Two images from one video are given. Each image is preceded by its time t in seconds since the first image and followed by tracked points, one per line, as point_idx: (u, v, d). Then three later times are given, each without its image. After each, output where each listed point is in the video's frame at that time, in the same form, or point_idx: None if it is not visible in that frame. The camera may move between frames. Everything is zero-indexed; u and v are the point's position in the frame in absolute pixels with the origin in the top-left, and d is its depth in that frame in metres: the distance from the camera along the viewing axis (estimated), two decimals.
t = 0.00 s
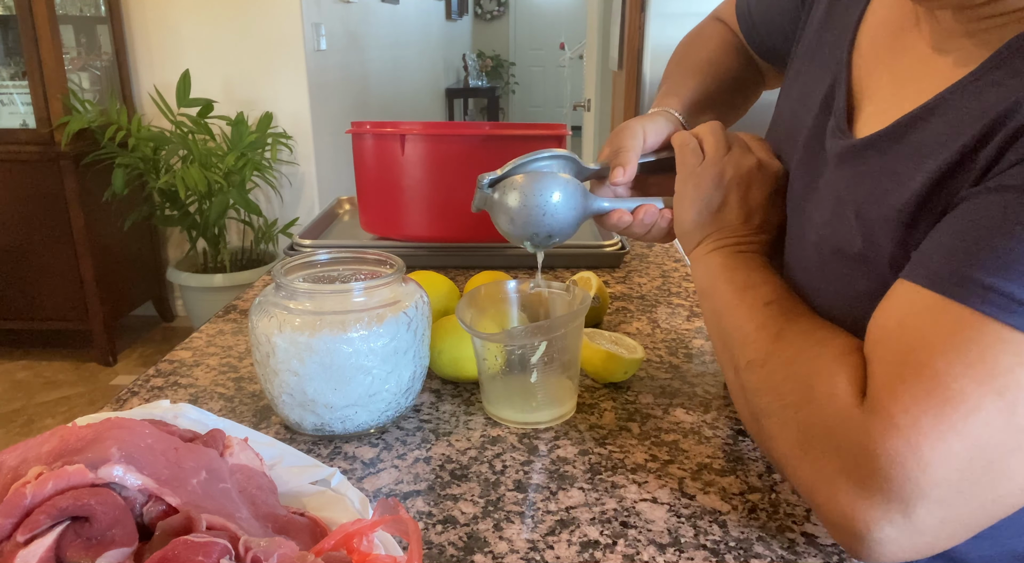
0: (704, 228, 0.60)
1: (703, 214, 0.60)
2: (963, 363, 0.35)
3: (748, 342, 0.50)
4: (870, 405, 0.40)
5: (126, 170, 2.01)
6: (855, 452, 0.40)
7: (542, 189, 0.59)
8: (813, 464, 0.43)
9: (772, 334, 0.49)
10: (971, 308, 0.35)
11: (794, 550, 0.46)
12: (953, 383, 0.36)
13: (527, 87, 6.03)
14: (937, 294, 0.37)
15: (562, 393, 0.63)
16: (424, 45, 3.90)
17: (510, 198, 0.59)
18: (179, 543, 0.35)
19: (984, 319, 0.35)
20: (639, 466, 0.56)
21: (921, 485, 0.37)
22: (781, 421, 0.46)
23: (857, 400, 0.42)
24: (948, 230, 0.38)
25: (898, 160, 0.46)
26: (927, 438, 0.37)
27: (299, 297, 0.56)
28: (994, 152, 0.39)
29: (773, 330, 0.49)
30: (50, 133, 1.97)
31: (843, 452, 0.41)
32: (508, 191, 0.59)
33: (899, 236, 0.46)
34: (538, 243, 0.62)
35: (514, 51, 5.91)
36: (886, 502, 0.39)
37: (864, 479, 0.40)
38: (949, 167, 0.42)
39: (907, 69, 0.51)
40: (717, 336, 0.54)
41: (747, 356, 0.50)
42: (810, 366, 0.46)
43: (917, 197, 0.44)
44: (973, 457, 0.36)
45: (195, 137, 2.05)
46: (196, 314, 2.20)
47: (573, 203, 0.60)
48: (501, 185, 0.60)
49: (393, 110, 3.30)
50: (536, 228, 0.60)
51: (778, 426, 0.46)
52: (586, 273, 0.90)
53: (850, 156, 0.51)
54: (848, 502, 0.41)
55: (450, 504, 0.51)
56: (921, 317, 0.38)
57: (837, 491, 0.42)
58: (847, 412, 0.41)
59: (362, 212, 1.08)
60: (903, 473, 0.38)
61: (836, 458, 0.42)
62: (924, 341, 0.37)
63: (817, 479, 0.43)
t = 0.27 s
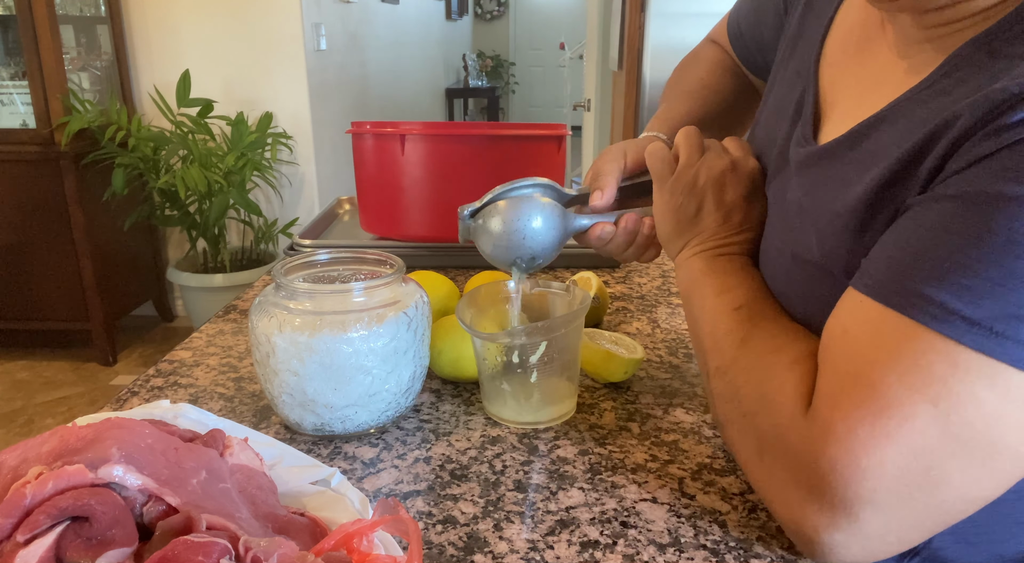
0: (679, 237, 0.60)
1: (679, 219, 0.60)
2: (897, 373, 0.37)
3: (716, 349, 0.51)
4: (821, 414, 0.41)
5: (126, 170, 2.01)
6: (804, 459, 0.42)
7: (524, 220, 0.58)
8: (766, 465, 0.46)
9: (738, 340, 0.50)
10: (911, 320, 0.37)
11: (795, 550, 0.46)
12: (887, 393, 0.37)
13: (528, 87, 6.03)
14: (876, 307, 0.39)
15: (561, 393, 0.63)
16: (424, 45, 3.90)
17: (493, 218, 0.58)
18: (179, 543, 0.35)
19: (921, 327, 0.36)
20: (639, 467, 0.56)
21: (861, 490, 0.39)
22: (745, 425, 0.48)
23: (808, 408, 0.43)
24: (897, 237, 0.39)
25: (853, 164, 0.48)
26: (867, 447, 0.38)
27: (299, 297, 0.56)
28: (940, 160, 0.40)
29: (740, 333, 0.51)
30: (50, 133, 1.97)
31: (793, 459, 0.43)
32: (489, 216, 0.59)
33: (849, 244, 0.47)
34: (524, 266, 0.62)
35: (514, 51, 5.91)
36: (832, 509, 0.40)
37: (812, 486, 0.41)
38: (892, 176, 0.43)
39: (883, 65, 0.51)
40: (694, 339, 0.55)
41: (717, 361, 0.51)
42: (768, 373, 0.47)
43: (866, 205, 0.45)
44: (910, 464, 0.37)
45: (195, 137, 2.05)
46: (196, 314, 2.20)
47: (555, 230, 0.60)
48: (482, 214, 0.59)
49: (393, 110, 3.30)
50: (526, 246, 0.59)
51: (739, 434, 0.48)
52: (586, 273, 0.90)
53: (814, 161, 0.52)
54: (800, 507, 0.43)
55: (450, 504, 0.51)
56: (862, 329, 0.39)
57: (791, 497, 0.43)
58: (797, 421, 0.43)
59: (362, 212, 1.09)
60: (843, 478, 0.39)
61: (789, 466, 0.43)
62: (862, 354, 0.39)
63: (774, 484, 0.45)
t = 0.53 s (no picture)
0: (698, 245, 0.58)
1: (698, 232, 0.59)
2: (954, 375, 0.34)
3: (741, 372, 0.49)
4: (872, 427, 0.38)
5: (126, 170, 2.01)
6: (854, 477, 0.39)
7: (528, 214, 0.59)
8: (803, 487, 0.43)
9: (767, 361, 0.48)
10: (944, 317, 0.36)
11: (794, 550, 0.46)
12: (946, 396, 0.34)
13: (527, 87, 6.03)
14: (930, 310, 0.36)
15: (562, 392, 0.63)
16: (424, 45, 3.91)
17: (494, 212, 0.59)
18: (179, 543, 0.35)
19: (979, 326, 0.34)
20: (639, 466, 0.56)
21: (922, 505, 0.36)
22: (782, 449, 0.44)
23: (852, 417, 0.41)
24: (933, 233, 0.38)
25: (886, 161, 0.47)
26: (925, 458, 0.35)
27: (298, 297, 0.56)
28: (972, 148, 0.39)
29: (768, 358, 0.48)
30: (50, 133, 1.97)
31: (839, 474, 0.40)
32: (490, 209, 0.59)
33: (880, 244, 0.46)
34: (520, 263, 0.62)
35: (514, 51, 5.91)
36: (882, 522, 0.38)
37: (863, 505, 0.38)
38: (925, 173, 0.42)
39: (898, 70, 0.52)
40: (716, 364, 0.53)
41: (744, 384, 0.48)
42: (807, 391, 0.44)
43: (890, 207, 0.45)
44: (976, 474, 0.34)
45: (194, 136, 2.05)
46: (196, 314, 2.20)
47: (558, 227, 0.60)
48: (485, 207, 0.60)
49: (393, 110, 3.30)
50: (523, 243, 0.59)
51: (770, 452, 0.45)
52: (586, 273, 0.90)
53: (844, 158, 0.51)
54: (849, 526, 0.39)
55: (450, 503, 0.51)
56: (909, 339, 0.37)
57: (836, 515, 0.40)
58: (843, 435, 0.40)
59: (362, 213, 1.09)
60: (897, 492, 0.36)
61: (834, 485, 0.40)
62: (912, 360, 0.36)
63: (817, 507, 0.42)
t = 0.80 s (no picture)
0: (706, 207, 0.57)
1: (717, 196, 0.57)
2: (975, 298, 0.34)
3: (745, 304, 0.48)
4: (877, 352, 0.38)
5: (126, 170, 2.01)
6: (858, 400, 0.38)
7: (549, 205, 0.59)
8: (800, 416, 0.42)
9: (772, 299, 0.47)
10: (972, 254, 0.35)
11: (794, 550, 0.46)
12: (961, 318, 0.34)
13: (527, 87, 6.03)
14: (953, 243, 0.36)
15: (562, 391, 0.63)
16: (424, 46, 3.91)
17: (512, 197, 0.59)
18: (179, 543, 0.35)
19: (1000, 255, 0.34)
20: (639, 467, 0.56)
21: (923, 423, 0.35)
22: (778, 378, 0.44)
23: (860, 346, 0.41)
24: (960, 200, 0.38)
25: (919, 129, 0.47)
26: (932, 375, 0.35)
27: (298, 297, 0.56)
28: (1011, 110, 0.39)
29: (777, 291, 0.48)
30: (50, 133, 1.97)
31: (841, 398, 0.40)
32: (508, 196, 0.60)
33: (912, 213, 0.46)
34: (544, 253, 0.61)
35: (514, 51, 5.91)
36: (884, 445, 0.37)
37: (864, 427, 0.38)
38: (958, 139, 0.42)
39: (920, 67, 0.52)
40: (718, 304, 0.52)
41: (747, 316, 0.48)
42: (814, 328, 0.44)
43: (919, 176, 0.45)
44: (979, 396, 0.34)
45: (195, 136, 2.05)
46: (196, 314, 2.20)
47: (578, 215, 0.60)
48: (504, 200, 0.60)
49: (393, 110, 3.30)
50: (543, 226, 0.59)
51: (768, 382, 0.45)
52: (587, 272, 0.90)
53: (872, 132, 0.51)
54: (844, 449, 0.39)
55: (450, 504, 0.51)
56: (931, 267, 0.37)
57: (834, 440, 0.40)
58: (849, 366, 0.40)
59: (362, 213, 1.08)
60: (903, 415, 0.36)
61: (834, 412, 0.40)
62: (932, 287, 0.36)
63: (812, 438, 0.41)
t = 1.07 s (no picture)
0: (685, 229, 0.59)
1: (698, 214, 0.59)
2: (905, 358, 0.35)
3: (714, 344, 0.51)
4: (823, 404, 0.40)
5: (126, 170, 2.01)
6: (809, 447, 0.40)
7: (529, 231, 0.58)
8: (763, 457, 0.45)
9: (738, 336, 0.49)
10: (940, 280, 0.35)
11: (795, 550, 0.46)
12: (892, 378, 0.36)
13: (527, 87, 6.03)
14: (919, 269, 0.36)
15: (561, 393, 0.63)
16: (424, 46, 3.91)
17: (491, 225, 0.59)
18: (179, 543, 0.35)
19: (932, 312, 0.35)
20: (639, 466, 0.56)
21: (864, 480, 0.37)
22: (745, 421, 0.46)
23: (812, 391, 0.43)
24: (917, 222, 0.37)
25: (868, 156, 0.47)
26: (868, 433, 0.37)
27: (299, 297, 0.56)
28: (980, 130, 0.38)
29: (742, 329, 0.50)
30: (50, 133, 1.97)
31: (797, 446, 0.42)
32: (488, 222, 0.59)
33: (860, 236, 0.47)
34: (525, 279, 0.60)
35: (514, 51, 5.91)
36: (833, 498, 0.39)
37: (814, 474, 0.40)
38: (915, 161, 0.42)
39: (894, 69, 0.51)
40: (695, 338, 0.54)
41: (717, 355, 0.50)
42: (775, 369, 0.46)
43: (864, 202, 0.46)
44: (914, 451, 0.36)
45: (195, 137, 2.05)
46: (196, 314, 2.20)
47: (558, 241, 0.59)
48: (484, 226, 0.59)
49: (393, 110, 3.30)
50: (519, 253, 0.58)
51: (736, 425, 0.47)
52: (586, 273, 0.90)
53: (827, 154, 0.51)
54: (800, 500, 0.41)
55: (450, 504, 0.51)
56: (869, 321, 0.38)
57: (791, 489, 0.42)
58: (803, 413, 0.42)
59: (362, 213, 1.08)
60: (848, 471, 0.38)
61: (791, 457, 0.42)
62: (867, 342, 0.38)
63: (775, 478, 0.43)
